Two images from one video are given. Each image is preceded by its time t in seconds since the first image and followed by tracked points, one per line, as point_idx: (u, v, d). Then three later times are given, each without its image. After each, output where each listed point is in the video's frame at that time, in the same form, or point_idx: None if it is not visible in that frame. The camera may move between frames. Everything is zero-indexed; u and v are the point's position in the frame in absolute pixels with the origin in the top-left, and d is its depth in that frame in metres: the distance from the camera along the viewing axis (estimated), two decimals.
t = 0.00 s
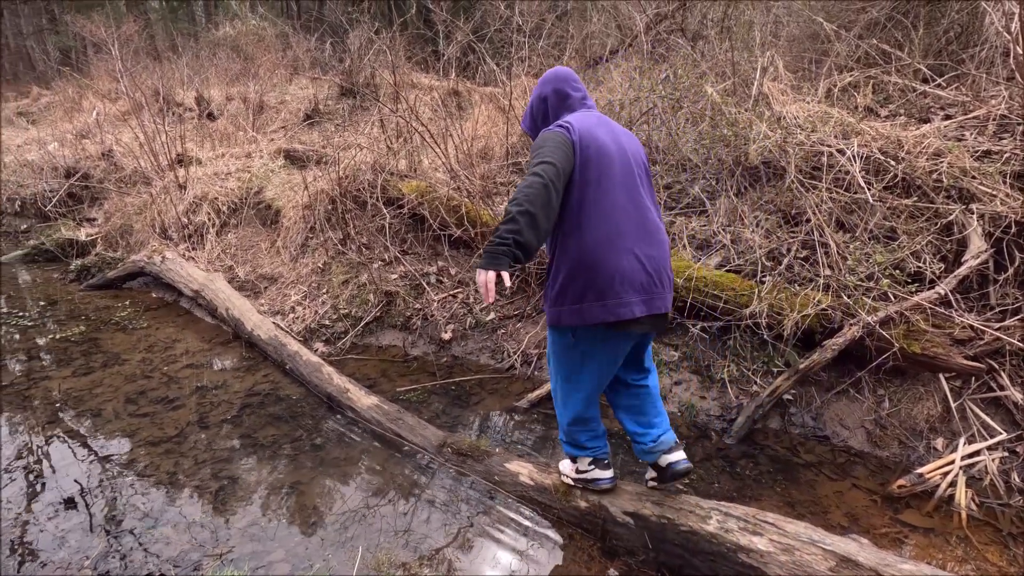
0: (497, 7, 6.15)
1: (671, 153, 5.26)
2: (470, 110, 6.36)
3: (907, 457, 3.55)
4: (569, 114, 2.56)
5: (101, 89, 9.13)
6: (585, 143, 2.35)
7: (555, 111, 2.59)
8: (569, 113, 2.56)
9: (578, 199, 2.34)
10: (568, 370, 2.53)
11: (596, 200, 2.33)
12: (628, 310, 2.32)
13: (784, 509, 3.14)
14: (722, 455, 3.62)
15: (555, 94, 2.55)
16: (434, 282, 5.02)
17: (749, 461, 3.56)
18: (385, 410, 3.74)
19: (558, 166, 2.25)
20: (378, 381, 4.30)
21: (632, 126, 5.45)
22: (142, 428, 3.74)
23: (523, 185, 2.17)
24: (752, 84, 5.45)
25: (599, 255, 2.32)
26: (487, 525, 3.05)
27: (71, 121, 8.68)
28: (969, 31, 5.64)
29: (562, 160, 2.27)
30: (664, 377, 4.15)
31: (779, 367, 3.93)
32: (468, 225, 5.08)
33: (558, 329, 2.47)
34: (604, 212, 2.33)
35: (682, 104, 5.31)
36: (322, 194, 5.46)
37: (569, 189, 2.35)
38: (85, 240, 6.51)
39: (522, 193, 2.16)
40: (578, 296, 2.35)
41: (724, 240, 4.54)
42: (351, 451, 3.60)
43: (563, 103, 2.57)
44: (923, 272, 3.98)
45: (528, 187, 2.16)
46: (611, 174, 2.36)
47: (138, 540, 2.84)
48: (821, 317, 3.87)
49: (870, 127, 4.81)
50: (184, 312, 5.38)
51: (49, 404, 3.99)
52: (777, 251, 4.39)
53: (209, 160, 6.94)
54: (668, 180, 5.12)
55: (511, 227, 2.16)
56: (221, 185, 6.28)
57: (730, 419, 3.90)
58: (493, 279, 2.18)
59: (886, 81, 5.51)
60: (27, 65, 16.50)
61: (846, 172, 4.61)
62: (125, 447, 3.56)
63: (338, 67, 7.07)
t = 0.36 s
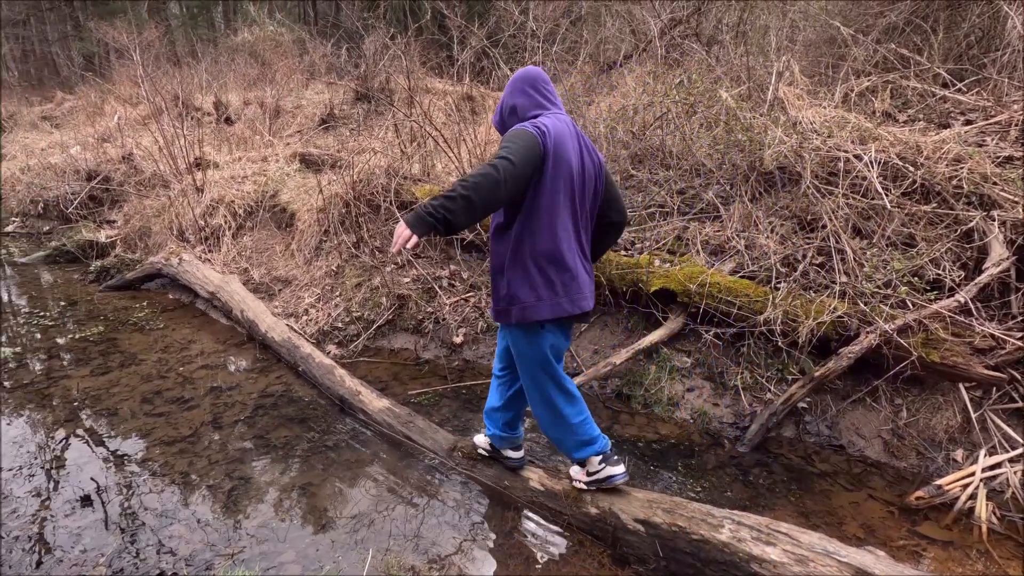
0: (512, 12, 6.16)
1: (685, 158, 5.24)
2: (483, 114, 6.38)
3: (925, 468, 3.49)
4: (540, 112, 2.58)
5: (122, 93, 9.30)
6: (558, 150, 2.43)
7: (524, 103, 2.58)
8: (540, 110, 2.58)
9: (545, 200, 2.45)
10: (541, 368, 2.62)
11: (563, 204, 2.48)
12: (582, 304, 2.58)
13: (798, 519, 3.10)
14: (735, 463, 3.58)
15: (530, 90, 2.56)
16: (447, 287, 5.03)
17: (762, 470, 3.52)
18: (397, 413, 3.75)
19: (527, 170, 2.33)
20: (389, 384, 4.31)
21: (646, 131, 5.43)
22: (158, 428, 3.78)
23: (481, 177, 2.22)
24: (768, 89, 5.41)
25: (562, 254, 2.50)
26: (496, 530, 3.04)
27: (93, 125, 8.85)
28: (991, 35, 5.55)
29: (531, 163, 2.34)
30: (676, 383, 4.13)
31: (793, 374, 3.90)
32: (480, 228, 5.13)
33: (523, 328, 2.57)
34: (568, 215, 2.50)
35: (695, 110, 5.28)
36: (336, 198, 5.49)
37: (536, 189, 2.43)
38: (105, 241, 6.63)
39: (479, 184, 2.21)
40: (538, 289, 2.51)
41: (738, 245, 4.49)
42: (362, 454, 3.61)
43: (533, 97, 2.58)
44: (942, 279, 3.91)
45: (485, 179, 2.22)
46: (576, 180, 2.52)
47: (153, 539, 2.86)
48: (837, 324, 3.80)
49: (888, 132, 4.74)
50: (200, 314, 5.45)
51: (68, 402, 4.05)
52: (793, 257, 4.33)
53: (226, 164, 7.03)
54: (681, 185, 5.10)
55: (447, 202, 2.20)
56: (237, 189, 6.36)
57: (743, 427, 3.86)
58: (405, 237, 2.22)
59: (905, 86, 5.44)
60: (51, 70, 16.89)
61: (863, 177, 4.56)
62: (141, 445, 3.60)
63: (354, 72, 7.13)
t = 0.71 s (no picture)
0: (527, 17, 6.18)
1: (701, 164, 5.22)
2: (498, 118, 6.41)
3: (946, 481, 3.42)
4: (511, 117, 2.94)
5: (144, 98, 9.48)
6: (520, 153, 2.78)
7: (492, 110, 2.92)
8: (512, 116, 2.94)
9: (503, 195, 2.79)
10: (451, 339, 3.03)
11: (515, 202, 2.83)
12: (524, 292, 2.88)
13: (815, 531, 3.05)
14: (749, 472, 3.54)
15: (506, 96, 2.92)
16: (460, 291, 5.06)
17: (777, 479, 3.48)
18: (410, 417, 3.77)
19: (503, 156, 2.67)
20: (403, 388, 4.33)
21: (662, 136, 5.41)
22: (175, 428, 3.83)
23: (481, 144, 2.52)
24: (785, 94, 5.37)
25: (511, 244, 2.83)
26: (508, 535, 3.03)
27: (116, 130, 9.03)
28: (1015, 39, 5.46)
29: (507, 152, 2.69)
30: (690, 390, 4.09)
31: (810, 383, 3.85)
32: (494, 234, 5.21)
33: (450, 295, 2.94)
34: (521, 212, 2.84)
35: (711, 116, 5.26)
36: (351, 202, 5.53)
37: (497, 183, 2.77)
38: (125, 243, 6.74)
39: (481, 149, 2.51)
40: (488, 271, 2.82)
41: (754, 252, 4.45)
42: (375, 457, 3.63)
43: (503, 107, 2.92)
44: (964, 288, 3.85)
45: (485, 147, 2.52)
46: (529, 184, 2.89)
47: (169, 538, 2.90)
48: (855, 332, 3.75)
49: (908, 138, 4.68)
50: (216, 315, 5.52)
51: (88, 401, 4.12)
52: (810, 264, 4.28)
53: (243, 168, 7.13)
54: (697, 191, 5.07)
55: (467, 153, 2.45)
56: (254, 192, 6.45)
57: (758, 435, 3.81)
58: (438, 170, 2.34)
59: (926, 91, 5.36)
60: (75, 75, 17.28)
61: (882, 184, 4.50)
62: (159, 445, 3.65)
63: (370, 77, 7.20)
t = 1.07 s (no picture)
0: (541, 22, 6.19)
1: (715, 168, 5.19)
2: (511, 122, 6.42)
3: (966, 491, 3.36)
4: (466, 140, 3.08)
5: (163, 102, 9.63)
6: (466, 174, 2.96)
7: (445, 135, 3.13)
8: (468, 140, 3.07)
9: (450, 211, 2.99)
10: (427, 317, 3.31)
11: (467, 213, 3.03)
12: (480, 297, 3.06)
13: (831, 540, 3.01)
14: (764, 479, 3.50)
15: (463, 120, 3.05)
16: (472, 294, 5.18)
17: (793, 487, 3.43)
18: (422, 419, 3.77)
19: (443, 172, 2.87)
20: (415, 390, 4.34)
21: (676, 140, 5.39)
22: (190, 428, 3.87)
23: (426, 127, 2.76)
24: (801, 98, 5.33)
25: (466, 255, 3.05)
26: (519, 538, 3.02)
27: (135, 133, 9.18)
28: None
29: (450, 169, 2.87)
30: (704, 396, 4.06)
31: (826, 390, 3.80)
32: (506, 236, 5.18)
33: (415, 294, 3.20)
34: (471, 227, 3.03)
35: (726, 120, 5.25)
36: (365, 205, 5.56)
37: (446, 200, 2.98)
38: (143, 245, 6.85)
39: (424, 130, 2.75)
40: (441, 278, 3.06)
41: (769, 257, 4.41)
42: (387, 458, 3.64)
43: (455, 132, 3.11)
44: (985, 294, 3.78)
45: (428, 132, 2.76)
46: (482, 197, 3.09)
47: (184, 536, 2.92)
48: (872, 339, 3.69)
49: (928, 142, 4.62)
50: (231, 316, 5.58)
51: (106, 399, 4.17)
52: (826, 269, 4.23)
53: (259, 170, 7.22)
54: (712, 196, 5.05)
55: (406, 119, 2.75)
56: (270, 195, 6.52)
57: (773, 442, 3.77)
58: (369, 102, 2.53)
59: (946, 95, 5.29)
60: (97, 80, 17.63)
61: (900, 189, 4.44)
62: (174, 444, 3.69)
63: (384, 80, 7.25)
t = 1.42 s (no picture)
0: (562, 27, 6.20)
1: (737, 173, 5.13)
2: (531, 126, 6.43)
3: (998, 508, 3.25)
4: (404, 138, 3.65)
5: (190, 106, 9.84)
6: (393, 165, 3.53)
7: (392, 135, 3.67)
8: (405, 137, 3.63)
9: (391, 200, 3.59)
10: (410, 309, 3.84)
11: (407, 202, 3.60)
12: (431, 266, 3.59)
13: (855, 555, 2.94)
14: (785, 490, 3.43)
15: (396, 121, 3.60)
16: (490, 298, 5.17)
17: (815, 499, 3.36)
18: (439, 423, 3.78)
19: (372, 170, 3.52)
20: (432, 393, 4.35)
21: (697, 145, 5.34)
22: (211, 427, 3.92)
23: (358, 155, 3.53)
24: (826, 102, 5.24)
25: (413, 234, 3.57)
26: (535, 543, 3.00)
27: (164, 137, 9.40)
28: None
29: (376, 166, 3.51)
30: (724, 404, 4.00)
31: (850, 401, 3.71)
32: (524, 241, 5.14)
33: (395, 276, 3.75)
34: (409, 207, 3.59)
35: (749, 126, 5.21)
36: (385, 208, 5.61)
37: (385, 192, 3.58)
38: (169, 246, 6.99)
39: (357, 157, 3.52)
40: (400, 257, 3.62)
41: (792, 264, 4.33)
42: (403, 461, 3.64)
43: (407, 127, 3.59)
44: (1018, 304, 3.66)
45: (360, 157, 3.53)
46: (420, 184, 3.63)
47: (204, 533, 2.96)
48: (898, 349, 3.62)
49: (958, 147, 4.51)
50: (253, 317, 5.66)
51: (131, 397, 4.25)
52: (851, 277, 4.15)
53: (282, 174, 7.33)
54: (733, 201, 4.99)
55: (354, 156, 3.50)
56: (292, 198, 6.61)
57: (795, 453, 3.69)
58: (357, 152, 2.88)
59: (978, 99, 5.17)
60: (128, 86, 18.13)
61: (929, 195, 4.34)
62: (195, 443, 3.74)
63: (406, 85, 7.31)
